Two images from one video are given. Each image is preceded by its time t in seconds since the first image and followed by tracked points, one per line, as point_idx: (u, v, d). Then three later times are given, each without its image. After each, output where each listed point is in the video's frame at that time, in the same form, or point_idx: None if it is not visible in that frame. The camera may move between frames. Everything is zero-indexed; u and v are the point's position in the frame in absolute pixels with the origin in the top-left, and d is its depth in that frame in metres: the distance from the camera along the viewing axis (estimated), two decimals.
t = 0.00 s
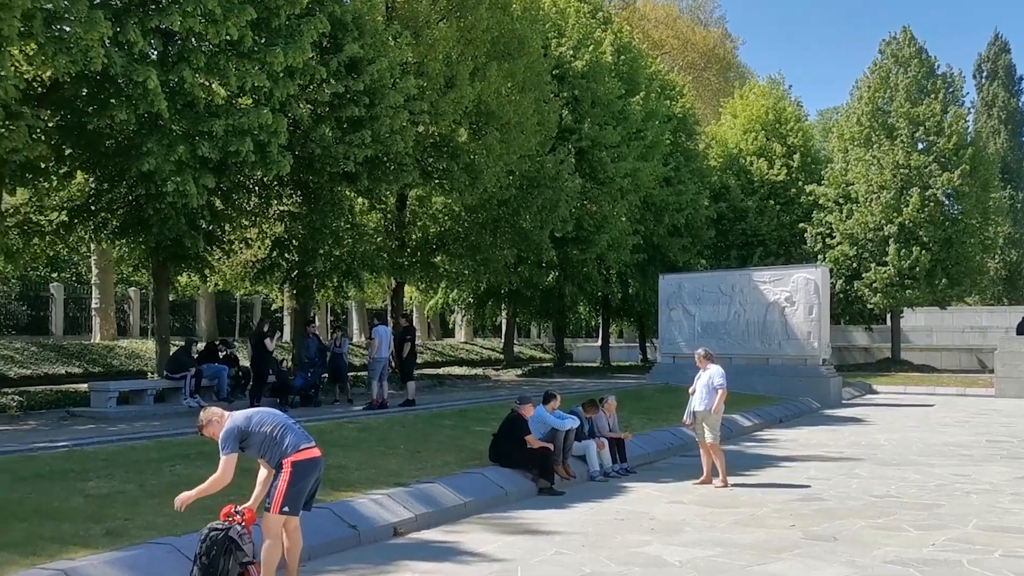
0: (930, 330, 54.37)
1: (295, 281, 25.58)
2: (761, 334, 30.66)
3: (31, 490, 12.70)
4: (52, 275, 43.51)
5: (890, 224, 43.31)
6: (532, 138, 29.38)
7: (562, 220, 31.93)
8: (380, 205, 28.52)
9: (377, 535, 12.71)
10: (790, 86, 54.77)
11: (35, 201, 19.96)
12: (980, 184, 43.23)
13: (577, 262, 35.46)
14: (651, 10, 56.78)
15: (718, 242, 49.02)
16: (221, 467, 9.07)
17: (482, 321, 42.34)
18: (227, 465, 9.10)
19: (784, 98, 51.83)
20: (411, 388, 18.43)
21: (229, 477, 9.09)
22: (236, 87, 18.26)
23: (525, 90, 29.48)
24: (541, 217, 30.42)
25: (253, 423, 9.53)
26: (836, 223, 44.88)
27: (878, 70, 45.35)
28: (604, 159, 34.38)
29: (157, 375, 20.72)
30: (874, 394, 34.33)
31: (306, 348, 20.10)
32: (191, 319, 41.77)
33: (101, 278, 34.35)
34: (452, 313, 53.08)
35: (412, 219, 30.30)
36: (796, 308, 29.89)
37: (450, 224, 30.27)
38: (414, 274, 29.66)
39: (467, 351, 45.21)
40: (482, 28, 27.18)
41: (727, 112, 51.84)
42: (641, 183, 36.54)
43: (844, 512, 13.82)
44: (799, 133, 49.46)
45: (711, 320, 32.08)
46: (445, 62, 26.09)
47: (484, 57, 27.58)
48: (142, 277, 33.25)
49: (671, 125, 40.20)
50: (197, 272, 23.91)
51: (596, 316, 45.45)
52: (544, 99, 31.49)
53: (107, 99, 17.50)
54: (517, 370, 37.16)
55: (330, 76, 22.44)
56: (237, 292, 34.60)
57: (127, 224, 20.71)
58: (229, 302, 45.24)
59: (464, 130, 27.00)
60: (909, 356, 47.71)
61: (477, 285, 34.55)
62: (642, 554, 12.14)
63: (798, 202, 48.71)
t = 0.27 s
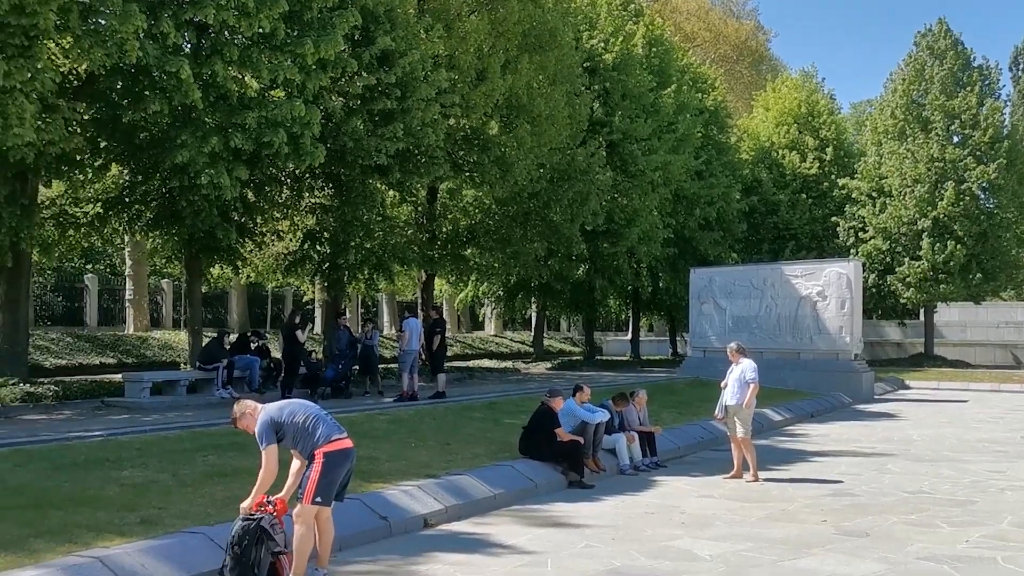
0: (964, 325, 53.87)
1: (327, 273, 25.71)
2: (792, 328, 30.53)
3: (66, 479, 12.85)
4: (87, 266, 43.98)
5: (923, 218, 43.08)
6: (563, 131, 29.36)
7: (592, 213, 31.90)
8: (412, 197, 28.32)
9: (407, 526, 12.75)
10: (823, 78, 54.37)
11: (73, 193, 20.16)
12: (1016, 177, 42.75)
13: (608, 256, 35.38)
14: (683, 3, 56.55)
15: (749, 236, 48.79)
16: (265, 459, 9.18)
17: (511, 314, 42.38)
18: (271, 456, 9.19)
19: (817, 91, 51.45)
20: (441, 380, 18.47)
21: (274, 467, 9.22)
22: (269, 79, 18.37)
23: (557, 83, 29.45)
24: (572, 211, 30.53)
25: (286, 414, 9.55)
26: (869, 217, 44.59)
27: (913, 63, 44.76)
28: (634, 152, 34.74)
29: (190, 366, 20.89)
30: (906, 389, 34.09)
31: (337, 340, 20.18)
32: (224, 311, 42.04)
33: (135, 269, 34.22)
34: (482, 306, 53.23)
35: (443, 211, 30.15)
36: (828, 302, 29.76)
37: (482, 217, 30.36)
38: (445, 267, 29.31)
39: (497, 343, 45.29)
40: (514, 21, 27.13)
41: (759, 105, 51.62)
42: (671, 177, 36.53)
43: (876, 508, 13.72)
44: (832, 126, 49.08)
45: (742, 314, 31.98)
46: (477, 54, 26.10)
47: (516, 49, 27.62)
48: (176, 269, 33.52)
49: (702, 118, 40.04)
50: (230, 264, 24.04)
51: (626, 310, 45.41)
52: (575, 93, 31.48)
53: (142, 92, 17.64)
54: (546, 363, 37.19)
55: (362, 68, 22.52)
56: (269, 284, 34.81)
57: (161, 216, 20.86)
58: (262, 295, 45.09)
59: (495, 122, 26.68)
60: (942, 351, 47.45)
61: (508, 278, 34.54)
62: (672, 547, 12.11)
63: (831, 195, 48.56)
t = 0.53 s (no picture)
0: (993, 322, 53.42)
1: (353, 268, 25.82)
2: (819, 324, 30.39)
3: (96, 470, 12.96)
4: (115, 260, 44.35)
5: (953, 215, 42.80)
6: (590, 126, 29.35)
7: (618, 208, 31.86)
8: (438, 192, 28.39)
9: (433, 520, 12.77)
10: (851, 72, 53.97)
11: (103, 187, 20.31)
12: None
13: (634, 251, 35.65)
14: None
15: (775, 232, 48.74)
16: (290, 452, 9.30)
17: (536, 309, 42.39)
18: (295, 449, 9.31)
19: (846, 85, 51.07)
20: (466, 375, 18.50)
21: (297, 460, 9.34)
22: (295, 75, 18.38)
23: (583, 78, 29.38)
24: (597, 206, 30.35)
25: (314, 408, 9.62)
26: (897, 212, 44.30)
27: (942, 57, 44.25)
28: (660, 146, 34.53)
29: (217, 360, 21.01)
30: (934, 386, 33.86)
31: (362, 334, 20.25)
32: (251, 305, 42.29)
33: (164, 263, 34.02)
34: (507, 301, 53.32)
35: (469, 207, 30.40)
36: (855, 299, 29.63)
37: (508, 212, 30.38)
38: (471, 262, 29.95)
39: (522, 338, 45.33)
40: (540, 15, 27.07)
41: (786, 100, 51.39)
42: (698, 172, 36.36)
43: (905, 505, 13.62)
44: (860, 121, 48.74)
45: (769, 311, 31.86)
46: (503, 49, 26.05)
47: (542, 44, 27.57)
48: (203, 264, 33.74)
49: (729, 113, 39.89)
50: (256, 259, 24.14)
51: (651, 305, 45.35)
52: (601, 87, 31.50)
53: (170, 87, 17.76)
54: (572, 359, 37.20)
55: (389, 64, 22.56)
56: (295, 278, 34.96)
57: (188, 211, 20.98)
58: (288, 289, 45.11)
59: (521, 118, 27.02)
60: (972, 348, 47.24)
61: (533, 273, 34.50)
62: (699, 544, 12.07)
63: (859, 191, 48.14)
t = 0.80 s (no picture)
0: None
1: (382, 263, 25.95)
2: (849, 321, 30.29)
3: (129, 464, 13.06)
4: (147, 256, 44.76)
5: (987, 210, 42.24)
6: (619, 121, 29.36)
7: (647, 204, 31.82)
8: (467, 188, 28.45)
9: (462, 515, 12.79)
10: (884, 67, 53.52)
11: (136, 183, 20.47)
12: None
13: (663, 247, 35.74)
14: None
15: (805, 228, 48.39)
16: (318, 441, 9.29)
17: (565, 305, 42.39)
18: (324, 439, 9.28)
19: (878, 80, 50.65)
20: (495, 370, 18.54)
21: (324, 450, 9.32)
22: (325, 71, 18.45)
23: (613, 73, 29.31)
24: (626, 201, 30.21)
25: (347, 403, 9.63)
26: (929, 208, 43.91)
27: (976, 51, 43.82)
28: (689, 142, 34.31)
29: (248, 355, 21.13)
30: (967, 383, 33.54)
31: (391, 330, 20.33)
32: (281, 300, 42.49)
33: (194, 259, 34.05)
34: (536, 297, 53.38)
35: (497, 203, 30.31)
36: (886, 295, 29.41)
37: (537, 208, 30.22)
38: (499, 258, 29.76)
39: (550, 334, 45.34)
40: (569, 11, 27.05)
41: (817, 95, 51.08)
42: (727, 168, 36.17)
43: (937, 503, 13.49)
44: (892, 116, 48.34)
45: (799, 306, 31.79)
46: (532, 44, 26.02)
47: (570, 40, 27.54)
48: (234, 259, 33.97)
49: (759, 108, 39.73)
50: (287, 254, 24.27)
51: (680, 302, 45.24)
52: (631, 84, 31.56)
53: (202, 83, 17.89)
54: (600, 355, 37.17)
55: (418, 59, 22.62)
56: (325, 274, 35.14)
57: (219, 207, 21.12)
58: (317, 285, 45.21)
59: (549, 113, 26.84)
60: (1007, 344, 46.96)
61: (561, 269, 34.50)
62: (729, 540, 12.02)
63: (890, 186, 47.89)
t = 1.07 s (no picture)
0: None
1: (411, 260, 25.99)
2: (880, 318, 30.14)
3: (161, 459, 13.17)
4: (178, 253, 45.11)
5: (1021, 205, 41.63)
6: (647, 117, 29.28)
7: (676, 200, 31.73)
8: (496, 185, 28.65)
9: (490, 511, 12.80)
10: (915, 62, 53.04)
11: (167, 180, 20.60)
12: None
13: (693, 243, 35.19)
14: None
15: (835, 224, 48.18)
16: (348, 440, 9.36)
17: (593, 301, 42.33)
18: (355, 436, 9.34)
19: (910, 74, 50.19)
20: (523, 367, 18.55)
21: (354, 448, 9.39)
22: (355, 67, 18.57)
23: (642, 69, 29.27)
24: (655, 198, 30.27)
25: (377, 399, 9.65)
26: (962, 203, 43.48)
27: (1012, 45, 44.34)
28: (718, 138, 34.21)
29: (277, 351, 21.26)
30: (1000, 381, 33.20)
31: (420, 326, 20.39)
32: (310, 296, 42.66)
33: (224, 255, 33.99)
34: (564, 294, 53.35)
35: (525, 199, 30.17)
36: (918, 292, 29.30)
37: (566, 205, 30.11)
38: (527, 255, 29.40)
39: (579, 331, 45.28)
40: (598, 7, 27.01)
41: (847, 90, 50.70)
42: (756, 164, 35.97)
43: (970, 502, 13.37)
44: (924, 111, 47.86)
45: (829, 304, 31.59)
46: (561, 40, 25.99)
47: (600, 36, 27.47)
48: (264, 256, 34.13)
49: (790, 103, 39.47)
50: (316, 251, 24.37)
51: (709, 298, 45.07)
52: (660, 80, 31.52)
53: (232, 81, 17.99)
54: (629, 351, 37.09)
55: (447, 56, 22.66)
56: (354, 271, 35.26)
57: (249, 203, 21.25)
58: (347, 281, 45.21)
59: (578, 109, 26.53)
60: None
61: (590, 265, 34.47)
62: (759, 538, 11.96)
63: (922, 182, 47.52)
